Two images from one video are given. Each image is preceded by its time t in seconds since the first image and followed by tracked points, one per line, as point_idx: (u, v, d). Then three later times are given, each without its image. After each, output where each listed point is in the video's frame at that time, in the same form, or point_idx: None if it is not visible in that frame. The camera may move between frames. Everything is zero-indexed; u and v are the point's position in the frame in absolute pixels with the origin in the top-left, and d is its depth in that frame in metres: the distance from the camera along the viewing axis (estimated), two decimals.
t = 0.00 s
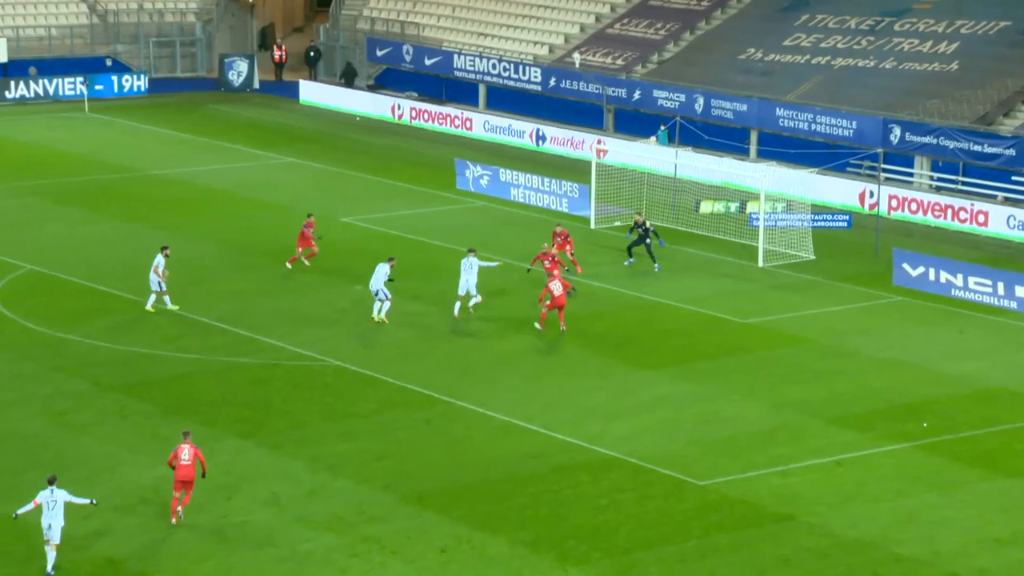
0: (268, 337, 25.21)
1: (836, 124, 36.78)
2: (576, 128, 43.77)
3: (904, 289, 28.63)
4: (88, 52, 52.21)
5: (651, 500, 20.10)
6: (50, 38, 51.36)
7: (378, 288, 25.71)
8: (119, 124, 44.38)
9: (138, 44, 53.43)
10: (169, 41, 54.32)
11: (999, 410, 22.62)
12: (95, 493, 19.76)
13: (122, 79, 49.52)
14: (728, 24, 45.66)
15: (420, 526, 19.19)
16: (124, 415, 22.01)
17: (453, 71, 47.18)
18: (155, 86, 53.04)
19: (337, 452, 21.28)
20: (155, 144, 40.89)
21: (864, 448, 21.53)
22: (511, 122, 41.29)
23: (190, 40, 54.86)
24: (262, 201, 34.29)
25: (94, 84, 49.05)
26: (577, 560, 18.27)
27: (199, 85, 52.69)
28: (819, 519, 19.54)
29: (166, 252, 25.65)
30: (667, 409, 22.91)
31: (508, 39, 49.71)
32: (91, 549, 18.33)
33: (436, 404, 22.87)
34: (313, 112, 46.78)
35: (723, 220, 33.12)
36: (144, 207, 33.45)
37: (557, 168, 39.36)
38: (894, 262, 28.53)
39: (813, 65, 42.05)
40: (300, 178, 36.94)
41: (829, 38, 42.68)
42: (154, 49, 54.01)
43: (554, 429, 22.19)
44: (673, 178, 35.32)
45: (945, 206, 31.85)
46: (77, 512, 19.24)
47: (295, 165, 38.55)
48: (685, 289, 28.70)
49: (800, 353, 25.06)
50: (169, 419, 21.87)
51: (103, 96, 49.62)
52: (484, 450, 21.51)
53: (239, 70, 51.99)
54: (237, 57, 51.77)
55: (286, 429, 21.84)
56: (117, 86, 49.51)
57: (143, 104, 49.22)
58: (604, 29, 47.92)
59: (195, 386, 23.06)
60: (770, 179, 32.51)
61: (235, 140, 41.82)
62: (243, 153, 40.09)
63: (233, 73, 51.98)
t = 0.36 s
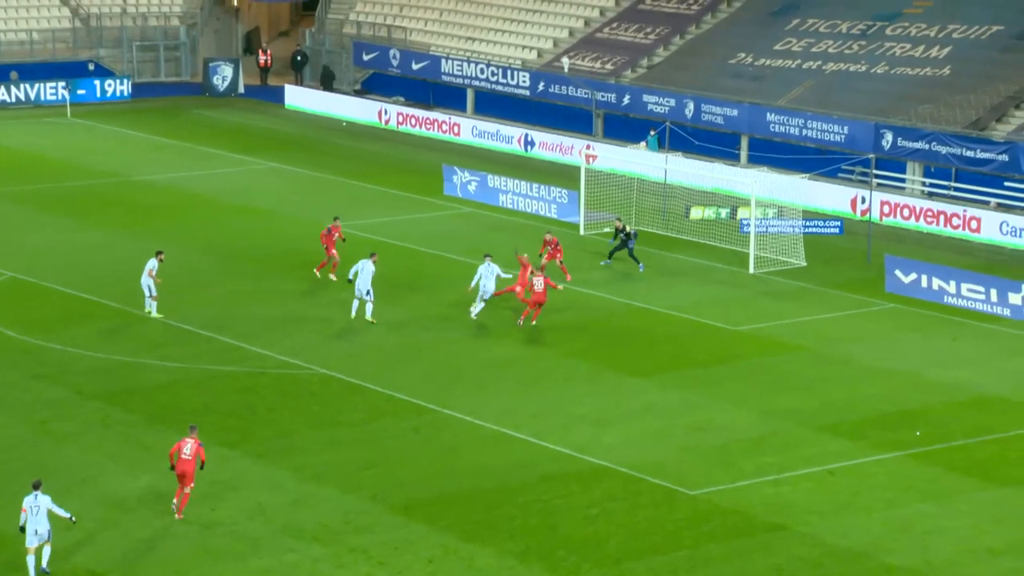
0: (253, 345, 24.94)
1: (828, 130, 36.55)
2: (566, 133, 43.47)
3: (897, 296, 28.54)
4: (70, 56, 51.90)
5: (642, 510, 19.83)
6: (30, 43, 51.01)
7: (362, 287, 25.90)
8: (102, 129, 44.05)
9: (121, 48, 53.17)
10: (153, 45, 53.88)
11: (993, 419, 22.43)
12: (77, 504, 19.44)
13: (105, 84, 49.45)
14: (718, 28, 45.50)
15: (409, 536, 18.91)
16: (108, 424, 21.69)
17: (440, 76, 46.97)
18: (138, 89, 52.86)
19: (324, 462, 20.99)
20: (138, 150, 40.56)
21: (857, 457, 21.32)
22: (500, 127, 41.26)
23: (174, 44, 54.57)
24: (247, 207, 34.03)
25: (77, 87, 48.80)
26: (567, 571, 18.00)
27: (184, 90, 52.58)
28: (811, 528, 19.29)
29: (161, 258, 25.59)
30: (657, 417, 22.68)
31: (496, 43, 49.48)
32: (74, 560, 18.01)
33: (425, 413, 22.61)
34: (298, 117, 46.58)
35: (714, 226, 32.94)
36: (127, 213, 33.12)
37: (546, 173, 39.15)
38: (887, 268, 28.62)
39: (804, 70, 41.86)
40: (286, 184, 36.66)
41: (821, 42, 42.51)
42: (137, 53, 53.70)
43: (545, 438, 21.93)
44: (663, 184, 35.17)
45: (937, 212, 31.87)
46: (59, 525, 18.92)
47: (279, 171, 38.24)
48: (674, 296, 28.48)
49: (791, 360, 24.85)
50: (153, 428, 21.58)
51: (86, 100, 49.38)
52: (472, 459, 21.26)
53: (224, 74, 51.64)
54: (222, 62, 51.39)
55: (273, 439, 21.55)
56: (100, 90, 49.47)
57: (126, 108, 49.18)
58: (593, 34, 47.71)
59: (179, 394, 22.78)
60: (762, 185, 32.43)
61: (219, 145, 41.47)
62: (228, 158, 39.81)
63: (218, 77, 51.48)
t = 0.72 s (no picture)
0: (213, 362, 23.07)
1: (841, 124, 34.83)
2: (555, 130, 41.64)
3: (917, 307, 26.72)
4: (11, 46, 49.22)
5: (639, 542, 17.94)
6: None
7: (332, 289, 24.91)
8: (50, 126, 41.75)
9: (66, 36, 50.36)
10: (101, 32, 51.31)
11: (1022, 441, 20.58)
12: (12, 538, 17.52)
13: (48, 76, 47.41)
14: (722, 14, 43.41)
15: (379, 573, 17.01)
16: (52, 450, 19.81)
17: (417, 66, 45.11)
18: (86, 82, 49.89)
19: (288, 490, 19.09)
20: (90, 148, 38.51)
21: (874, 484, 19.45)
22: (482, 124, 39.48)
23: (125, 32, 51.88)
24: (208, 211, 32.14)
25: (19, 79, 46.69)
26: None
27: (137, 82, 49.94)
28: (826, 562, 17.39)
29: (112, 262, 23.90)
30: (654, 439, 20.81)
31: (480, 32, 47.46)
32: None
33: (402, 436, 20.74)
34: (262, 112, 44.64)
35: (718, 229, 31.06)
36: (79, 218, 31.22)
37: (534, 173, 37.32)
38: (905, 277, 26.70)
39: (815, 60, 39.72)
40: (251, 186, 34.74)
41: (833, 30, 40.37)
42: (85, 41, 50.89)
43: (532, 464, 20.04)
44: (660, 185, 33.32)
45: (962, 215, 30.00)
46: None
47: (244, 171, 36.46)
48: (669, 306, 26.64)
49: (796, 378, 23.00)
50: (100, 455, 19.71)
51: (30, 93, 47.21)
52: (452, 486, 19.37)
53: (179, 65, 49.44)
54: (177, 52, 48.99)
55: (234, 465, 19.67)
56: (43, 82, 47.41)
57: (71, 101, 46.86)
58: (584, 20, 45.38)
59: (131, 417, 20.90)
60: (768, 185, 30.53)
61: (178, 143, 39.56)
62: (190, 158, 37.78)
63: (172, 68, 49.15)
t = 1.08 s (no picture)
0: (171, 378, 21.25)
1: (862, 117, 32.95)
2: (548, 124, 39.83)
3: (946, 316, 24.81)
4: None
5: None
6: None
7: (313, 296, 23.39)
8: None
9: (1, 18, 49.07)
10: (42, 14, 50.03)
11: None
12: None
13: None
14: None
15: None
16: None
17: (393, 50, 43.18)
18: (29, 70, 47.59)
19: (250, 519, 17.25)
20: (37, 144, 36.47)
21: (899, 512, 17.63)
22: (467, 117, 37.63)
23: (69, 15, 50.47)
24: (167, 215, 30.18)
25: None
26: None
27: (84, 70, 47.58)
28: None
29: (56, 274, 22.12)
30: (656, 463, 18.99)
31: (463, 14, 45.38)
32: None
33: (379, 459, 18.91)
34: (222, 99, 43.07)
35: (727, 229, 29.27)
36: (33, 221, 29.37)
37: (524, 169, 35.50)
38: (933, 284, 24.72)
39: (834, 44, 37.83)
40: (215, 186, 32.73)
41: (853, 12, 38.42)
42: (23, 23, 49.55)
43: (521, 490, 18.22)
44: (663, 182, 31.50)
45: (995, 215, 29.00)
46: None
47: (204, 169, 34.44)
48: (670, 316, 24.83)
49: (810, 395, 21.18)
50: (42, 483, 17.88)
51: None
52: (432, 514, 17.54)
53: (131, 49, 46.98)
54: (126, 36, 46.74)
55: (192, 493, 17.85)
56: None
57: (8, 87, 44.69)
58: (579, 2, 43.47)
59: (79, 440, 19.08)
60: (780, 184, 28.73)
61: (136, 138, 37.64)
62: (153, 155, 35.78)
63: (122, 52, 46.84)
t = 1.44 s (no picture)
0: (179, 381, 21.07)
1: (877, 116, 32.67)
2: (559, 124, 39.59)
3: (963, 318, 24.53)
4: None
5: None
6: None
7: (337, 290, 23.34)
8: None
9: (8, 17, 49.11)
10: (48, 14, 50.03)
11: None
12: None
13: None
14: None
15: None
16: None
17: (404, 50, 42.95)
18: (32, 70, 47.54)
19: (260, 522, 17.05)
20: (41, 144, 36.36)
21: (916, 516, 17.38)
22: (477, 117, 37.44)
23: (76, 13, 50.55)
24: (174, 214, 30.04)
25: None
26: None
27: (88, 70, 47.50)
28: None
29: (56, 270, 22.37)
30: (669, 466, 18.77)
31: (473, 13, 45.14)
32: None
33: (389, 463, 18.71)
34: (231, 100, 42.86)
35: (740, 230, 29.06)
36: (41, 221, 29.24)
37: (534, 170, 35.30)
38: (950, 286, 24.36)
39: (848, 43, 37.54)
40: (222, 186, 32.57)
41: (868, 11, 38.12)
42: (31, 22, 49.77)
43: (533, 493, 18.00)
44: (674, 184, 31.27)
45: (1012, 216, 28.47)
46: None
47: (210, 169, 34.25)
48: (683, 319, 24.59)
49: (826, 399, 20.92)
50: (49, 486, 17.72)
51: None
52: (443, 517, 17.34)
53: (138, 49, 46.85)
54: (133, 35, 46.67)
55: (201, 496, 17.67)
56: None
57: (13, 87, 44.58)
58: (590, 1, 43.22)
59: (86, 443, 18.91)
60: (793, 184, 28.62)
61: (143, 138, 37.50)
62: (160, 155, 35.62)
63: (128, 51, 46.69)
